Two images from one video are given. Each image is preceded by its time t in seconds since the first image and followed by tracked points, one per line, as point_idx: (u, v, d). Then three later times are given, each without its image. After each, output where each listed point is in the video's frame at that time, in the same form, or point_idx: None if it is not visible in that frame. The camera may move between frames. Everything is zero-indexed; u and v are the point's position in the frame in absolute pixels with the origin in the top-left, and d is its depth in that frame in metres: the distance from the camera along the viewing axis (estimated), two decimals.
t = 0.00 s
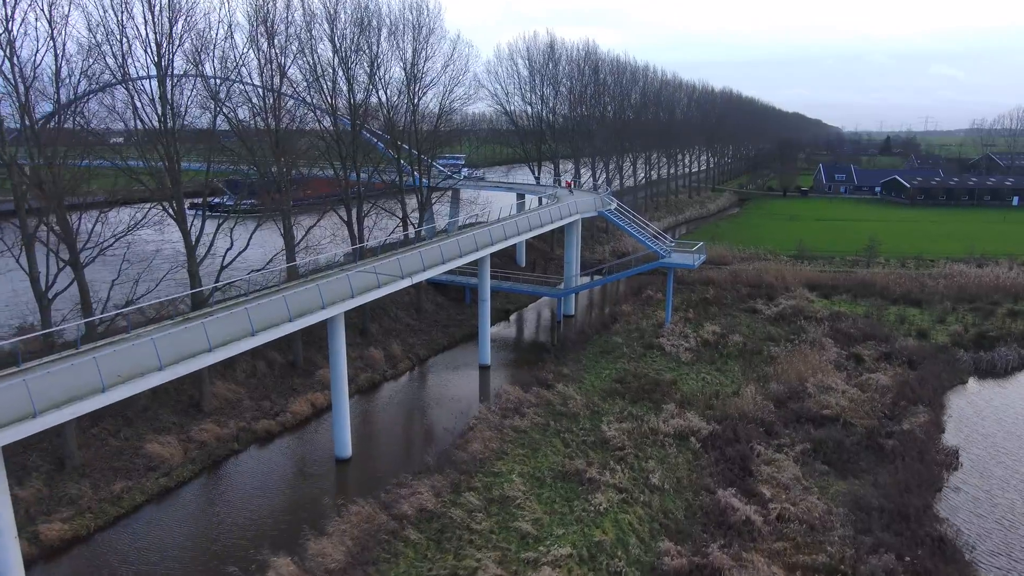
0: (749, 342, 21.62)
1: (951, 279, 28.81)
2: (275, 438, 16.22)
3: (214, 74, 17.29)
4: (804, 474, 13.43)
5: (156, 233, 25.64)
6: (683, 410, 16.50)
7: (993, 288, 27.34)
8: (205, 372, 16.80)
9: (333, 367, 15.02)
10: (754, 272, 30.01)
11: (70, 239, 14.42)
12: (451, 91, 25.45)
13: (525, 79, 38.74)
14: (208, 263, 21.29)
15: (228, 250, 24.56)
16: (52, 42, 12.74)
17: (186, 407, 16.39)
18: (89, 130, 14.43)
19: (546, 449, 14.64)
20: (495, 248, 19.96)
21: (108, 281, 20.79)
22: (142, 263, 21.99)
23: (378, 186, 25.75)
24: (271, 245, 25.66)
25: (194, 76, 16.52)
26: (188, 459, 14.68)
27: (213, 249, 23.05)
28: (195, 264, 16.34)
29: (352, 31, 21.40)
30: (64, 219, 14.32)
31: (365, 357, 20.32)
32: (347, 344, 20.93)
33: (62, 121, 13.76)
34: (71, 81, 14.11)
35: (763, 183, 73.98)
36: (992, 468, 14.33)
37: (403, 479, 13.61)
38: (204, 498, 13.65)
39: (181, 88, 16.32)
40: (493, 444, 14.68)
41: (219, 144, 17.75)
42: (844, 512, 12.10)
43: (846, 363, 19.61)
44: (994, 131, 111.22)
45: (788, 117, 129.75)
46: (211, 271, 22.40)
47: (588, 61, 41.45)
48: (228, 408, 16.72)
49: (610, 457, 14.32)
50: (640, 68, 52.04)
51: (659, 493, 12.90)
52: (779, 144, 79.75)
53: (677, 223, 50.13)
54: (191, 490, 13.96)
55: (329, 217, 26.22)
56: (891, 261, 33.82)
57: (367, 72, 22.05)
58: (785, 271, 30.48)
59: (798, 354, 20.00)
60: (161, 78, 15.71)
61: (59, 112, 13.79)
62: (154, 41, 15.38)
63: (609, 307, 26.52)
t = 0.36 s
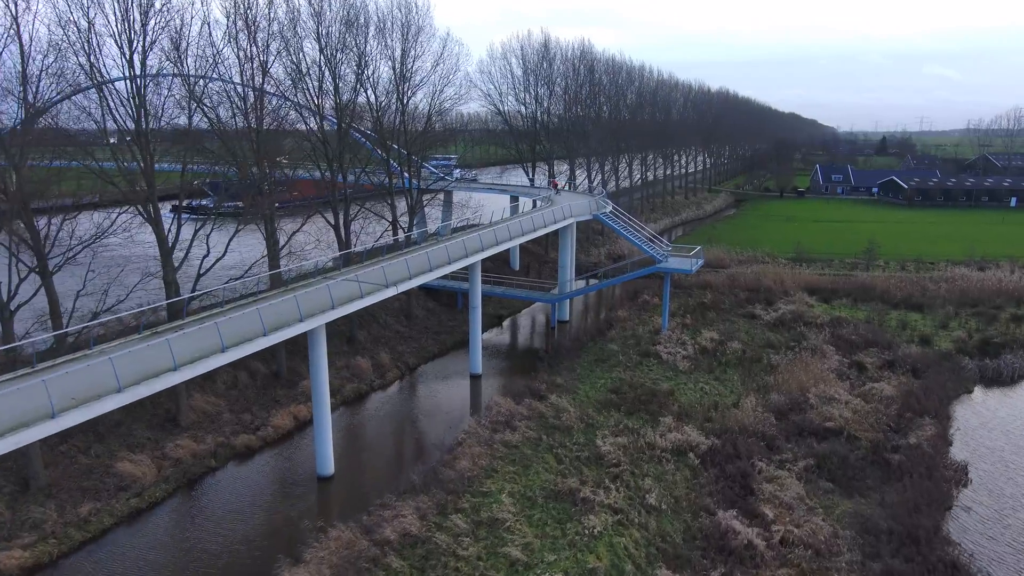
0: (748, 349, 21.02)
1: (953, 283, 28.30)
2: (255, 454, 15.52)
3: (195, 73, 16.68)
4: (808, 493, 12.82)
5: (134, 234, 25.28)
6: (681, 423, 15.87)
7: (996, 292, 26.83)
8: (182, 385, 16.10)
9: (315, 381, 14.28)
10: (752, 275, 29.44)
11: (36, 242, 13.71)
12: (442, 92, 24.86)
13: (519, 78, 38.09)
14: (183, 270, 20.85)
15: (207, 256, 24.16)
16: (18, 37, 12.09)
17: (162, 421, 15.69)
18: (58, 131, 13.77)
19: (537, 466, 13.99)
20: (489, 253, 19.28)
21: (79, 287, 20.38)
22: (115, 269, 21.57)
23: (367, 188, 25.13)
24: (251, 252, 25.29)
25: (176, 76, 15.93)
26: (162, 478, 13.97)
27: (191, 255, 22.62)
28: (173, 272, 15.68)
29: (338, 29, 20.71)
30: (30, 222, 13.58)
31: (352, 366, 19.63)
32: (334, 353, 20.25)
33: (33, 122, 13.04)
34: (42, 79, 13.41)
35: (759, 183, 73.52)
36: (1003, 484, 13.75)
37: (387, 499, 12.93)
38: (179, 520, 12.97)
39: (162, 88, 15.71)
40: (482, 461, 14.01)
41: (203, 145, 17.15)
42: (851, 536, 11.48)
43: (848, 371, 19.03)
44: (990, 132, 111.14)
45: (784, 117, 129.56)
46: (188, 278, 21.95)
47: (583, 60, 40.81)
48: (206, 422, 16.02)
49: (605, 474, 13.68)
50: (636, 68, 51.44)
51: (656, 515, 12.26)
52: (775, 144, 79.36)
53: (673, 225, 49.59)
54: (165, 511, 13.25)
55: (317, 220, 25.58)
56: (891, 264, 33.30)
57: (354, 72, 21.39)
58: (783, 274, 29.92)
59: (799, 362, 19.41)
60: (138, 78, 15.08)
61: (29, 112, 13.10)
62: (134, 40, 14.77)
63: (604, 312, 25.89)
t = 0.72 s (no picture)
0: (747, 357, 20.33)
1: (954, 286, 27.74)
2: (231, 472, 14.73)
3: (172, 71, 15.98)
4: (814, 515, 12.13)
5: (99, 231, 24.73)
6: (678, 438, 15.16)
7: (999, 296, 26.23)
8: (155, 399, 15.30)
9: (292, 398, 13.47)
10: (750, 279, 28.78)
11: None
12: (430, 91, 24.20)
13: (512, 77, 37.34)
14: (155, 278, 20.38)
15: (182, 263, 23.75)
16: None
17: (133, 438, 14.88)
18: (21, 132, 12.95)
19: (528, 486, 13.24)
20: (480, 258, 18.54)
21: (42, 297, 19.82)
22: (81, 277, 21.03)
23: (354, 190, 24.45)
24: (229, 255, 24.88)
25: (154, 75, 15.25)
26: (130, 500, 13.16)
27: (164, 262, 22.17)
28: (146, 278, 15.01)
29: (321, 25, 19.93)
30: None
31: (337, 377, 18.83)
32: (318, 363, 19.46)
33: None
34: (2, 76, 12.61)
35: (755, 184, 72.97)
36: (1018, 502, 13.08)
37: (367, 525, 12.16)
38: (146, 547, 12.16)
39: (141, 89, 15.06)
40: (470, 481, 13.25)
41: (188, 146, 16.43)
42: (861, 564, 10.79)
43: (851, 381, 18.34)
44: (985, 132, 111.02)
45: (780, 117, 129.15)
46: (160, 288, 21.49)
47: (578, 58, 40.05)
48: (180, 439, 15.22)
49: (599, 494, 12.95)
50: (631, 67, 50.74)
51: (654, 541, 11.53)
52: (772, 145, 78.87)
53: (669, 227, 48.95)
54: (131, 537, 12.44)
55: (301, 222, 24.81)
56: (891, 267, 32.72)
57: (339, 71, 20.67)
58: (782, 278, 29.27)
59: (801, 371, 18.72)
60: (110, 78, 14.36)
61: None
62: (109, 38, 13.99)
63: (599, 318, 25.17)
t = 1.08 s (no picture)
0: (748, 366, 19.63)
1: (957, 290, 27.15)
2: (205, 492, 13.92)
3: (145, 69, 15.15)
4: (822, 541, 11.44)
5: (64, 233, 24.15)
6: (678, 454, 14.45)
7: (1004, 301, 25.64)
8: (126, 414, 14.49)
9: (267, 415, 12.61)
10: (748, 283, 28.12)
11: None
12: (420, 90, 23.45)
13: (505, 77, 36.59)
14: (126, 283, 19.85)
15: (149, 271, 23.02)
16: None
17: (101, 456, 14.06)
18: None
19: (519, 508, 12.49)
20: (470, 264, 17.57)
21: None
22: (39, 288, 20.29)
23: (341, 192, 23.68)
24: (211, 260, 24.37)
25: (126, 74, 14.30)
26: (95, 526, 12.35)
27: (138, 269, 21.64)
28: (116, 286, 14.21)
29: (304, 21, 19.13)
30: None
31: (320, 388, 18.04)
32: (301, 374, 18.67)
33: None
34: None
35: (752, 184, 72.42)
36: None
37: (346, 553, 11.39)
38: None
39: (111, 89, 14.06)
40: (457, 504, 12.50)
41: (164, 146, 15.64)
42: None
43: (855, 392, 17.66)
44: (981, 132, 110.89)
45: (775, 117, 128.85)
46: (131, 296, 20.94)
47: (572, 57, 39.32)
48: (152, 457, 14.41)
49: (594, 517, 12.21)
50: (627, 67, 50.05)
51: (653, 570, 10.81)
52: (768, 145, 78.38)
53: (665, 229, 48.28)
54: (94, 566, 11.63)
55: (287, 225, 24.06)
56: (891, 269, 32.15)
57: (324, 68, 19.88)
58: (782, 282, 28.61)
59: (803, 381, 18.04)
60: (77, 77, 13.34)
61: None
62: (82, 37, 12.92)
63: (594, 324, 24.44)
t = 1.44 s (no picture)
0: (748, 375, 18.98)
1: (960, 294, 26.58)
2: (178, 513, 13.15)
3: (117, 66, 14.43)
4: (832, 567, 10.79)
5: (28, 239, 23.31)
6: (677, 471, 13.77)
7: (1007, 304, 25.10)
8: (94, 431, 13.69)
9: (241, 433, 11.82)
10: (747, 287, 27.49)
11: None
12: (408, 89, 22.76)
13: (498, 76, 35.86)
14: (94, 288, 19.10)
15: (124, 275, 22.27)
16: None
17: (68, 476, 13.26)
18: None
19: (510, 531, 11.78)
20: (460, 271, 16.66)
21: None
22: None
23: (327, 193, 22.95)
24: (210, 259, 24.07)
25: (97, 73, 13.49)
26: (57, 553, 11.56)
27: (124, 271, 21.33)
28: (85, 295, 13.40)
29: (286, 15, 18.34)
30: None
31: (303, 400, 17.27)
32: (284, 385, 17.88)
33: None
34: None
35: (748, 185, 71.90)
36: None
37: None
38: None
39: (79, 89, 13.28)
40: (444, 527, 11.79)
41: (138, 146, 14.87)
42: None
43: (860, 402, 17.02)
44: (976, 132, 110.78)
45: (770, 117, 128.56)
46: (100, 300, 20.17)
47: (567, 56, 38.58)
48: (122, 476, 13.62)
49: (591, 541, 11.51)
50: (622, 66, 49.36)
51: None
52: (763, 145, 77.90)
53: (661, 230, 47.66)
54: None
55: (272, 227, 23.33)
56: (891, 272, 31.60)
57: (308, 66, 19.17)
58: (780, 285, 28.00)
59: (806, 391, 17.38)
60: (42, 76, 12.51)
61: None
62: (48, 33, 12.12)
63: (589, 330, 23.78)
